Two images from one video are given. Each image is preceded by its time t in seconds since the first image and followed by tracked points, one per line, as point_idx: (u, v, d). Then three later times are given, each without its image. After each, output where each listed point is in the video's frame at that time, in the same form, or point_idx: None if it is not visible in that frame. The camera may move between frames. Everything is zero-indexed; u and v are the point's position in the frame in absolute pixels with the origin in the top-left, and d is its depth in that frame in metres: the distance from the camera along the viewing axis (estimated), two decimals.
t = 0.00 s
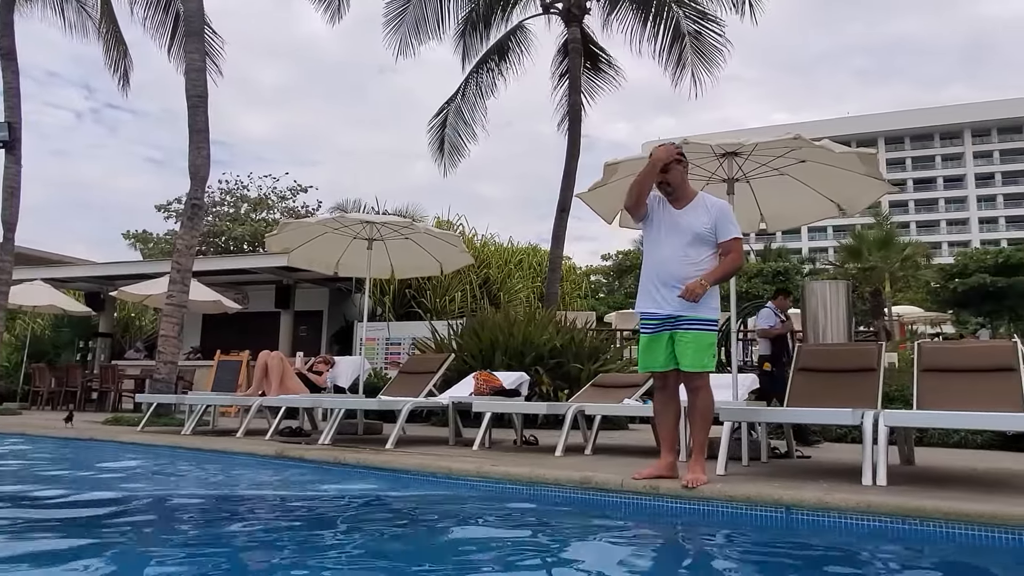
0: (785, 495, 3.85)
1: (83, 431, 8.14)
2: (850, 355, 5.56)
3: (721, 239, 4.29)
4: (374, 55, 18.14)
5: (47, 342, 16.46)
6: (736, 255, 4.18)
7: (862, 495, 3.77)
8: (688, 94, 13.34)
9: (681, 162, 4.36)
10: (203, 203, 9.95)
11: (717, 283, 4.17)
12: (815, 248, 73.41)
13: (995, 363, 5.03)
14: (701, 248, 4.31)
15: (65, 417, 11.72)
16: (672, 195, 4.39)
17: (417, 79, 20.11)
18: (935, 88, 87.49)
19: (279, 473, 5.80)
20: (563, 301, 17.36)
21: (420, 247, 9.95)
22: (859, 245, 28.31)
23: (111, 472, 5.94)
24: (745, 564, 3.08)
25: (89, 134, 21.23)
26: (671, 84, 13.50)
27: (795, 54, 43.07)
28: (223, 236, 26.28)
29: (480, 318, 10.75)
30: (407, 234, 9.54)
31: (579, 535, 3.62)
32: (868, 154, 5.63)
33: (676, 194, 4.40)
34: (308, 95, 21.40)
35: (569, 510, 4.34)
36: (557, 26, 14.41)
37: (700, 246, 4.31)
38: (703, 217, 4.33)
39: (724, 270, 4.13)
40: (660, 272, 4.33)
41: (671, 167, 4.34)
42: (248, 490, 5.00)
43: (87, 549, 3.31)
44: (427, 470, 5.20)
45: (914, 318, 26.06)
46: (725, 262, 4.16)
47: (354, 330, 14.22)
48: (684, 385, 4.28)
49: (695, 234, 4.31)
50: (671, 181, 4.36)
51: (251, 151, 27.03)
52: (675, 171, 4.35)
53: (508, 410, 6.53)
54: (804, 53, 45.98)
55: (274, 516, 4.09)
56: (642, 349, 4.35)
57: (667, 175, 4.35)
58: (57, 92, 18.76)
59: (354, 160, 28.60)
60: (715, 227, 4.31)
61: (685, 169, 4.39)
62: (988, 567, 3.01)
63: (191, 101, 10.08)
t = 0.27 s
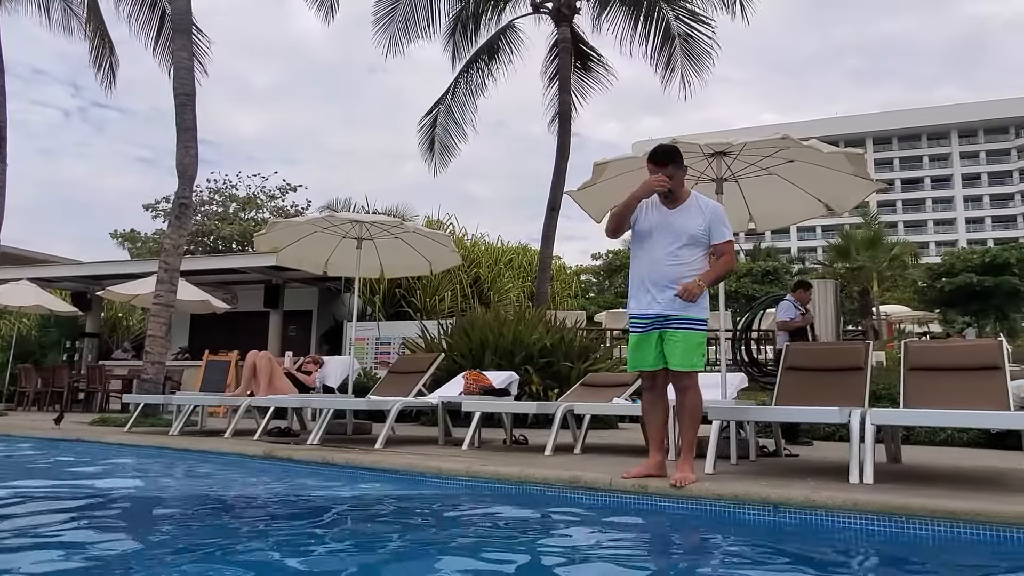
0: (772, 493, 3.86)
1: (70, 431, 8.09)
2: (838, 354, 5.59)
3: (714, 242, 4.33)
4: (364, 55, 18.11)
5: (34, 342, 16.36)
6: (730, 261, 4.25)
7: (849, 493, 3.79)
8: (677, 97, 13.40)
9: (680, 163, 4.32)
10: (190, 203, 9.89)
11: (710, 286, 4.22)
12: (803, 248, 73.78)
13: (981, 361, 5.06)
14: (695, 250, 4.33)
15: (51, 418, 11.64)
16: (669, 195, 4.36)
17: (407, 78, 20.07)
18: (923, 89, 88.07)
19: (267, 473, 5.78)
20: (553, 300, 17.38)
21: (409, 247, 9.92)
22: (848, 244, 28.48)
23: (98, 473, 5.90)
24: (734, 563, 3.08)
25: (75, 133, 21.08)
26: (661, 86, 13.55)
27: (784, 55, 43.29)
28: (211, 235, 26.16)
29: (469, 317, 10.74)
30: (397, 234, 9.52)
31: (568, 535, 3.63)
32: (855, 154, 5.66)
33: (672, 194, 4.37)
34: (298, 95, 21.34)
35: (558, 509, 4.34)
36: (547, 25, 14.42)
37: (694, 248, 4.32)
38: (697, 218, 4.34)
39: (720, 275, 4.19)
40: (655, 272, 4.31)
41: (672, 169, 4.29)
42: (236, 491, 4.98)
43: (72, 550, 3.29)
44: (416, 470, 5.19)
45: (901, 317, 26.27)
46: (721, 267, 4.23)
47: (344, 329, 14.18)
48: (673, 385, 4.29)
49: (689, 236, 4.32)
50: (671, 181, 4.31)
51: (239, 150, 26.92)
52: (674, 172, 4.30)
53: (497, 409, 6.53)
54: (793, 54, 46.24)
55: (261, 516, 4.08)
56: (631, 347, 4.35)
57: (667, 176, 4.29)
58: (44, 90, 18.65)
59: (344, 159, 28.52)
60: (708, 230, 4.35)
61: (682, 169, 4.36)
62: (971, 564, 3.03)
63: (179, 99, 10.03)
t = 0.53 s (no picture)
0: (758, 494, 3.88)
1: (54, 434, 8.02)
2: (823, 355, 5.62)
3: (701, 245, 4.32)
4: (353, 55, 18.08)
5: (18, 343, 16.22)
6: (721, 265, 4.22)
7: (834, 494, 3.81)
8: (663, 102, 13.51)
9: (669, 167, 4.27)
10: (177, 203, 9.83)
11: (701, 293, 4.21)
12: (792, 249, 74.15)
13: (965, 362, 5.11)
14: (682, 254, 4.33)
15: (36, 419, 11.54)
16: (657, 200, 4.32)
17: (396, 78, 20.04)
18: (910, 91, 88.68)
19: (253, 475, 5.76)
20: (542, 301, 17.39)
21: (398, 248, 9.91)
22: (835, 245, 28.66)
23: (82, 476, 5.85)
24: (719, 565, 3.09)
25: (62, 133, 20.92)
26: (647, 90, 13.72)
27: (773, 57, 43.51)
28: (199, 236, 26.02)
29: (458, 318, 10.73)
30: (385, 234, 9.50)
31: (553, 536, 3.63)
32: (840, 156, 5.71)
33: (661, 199, 4.34)
34: (287, 95, 21.27)
35: (545, 511, 4.34)
36: (536, 26, 14.41)
37: (681, 252, 4.32)
38: (685, 223, 4.33)
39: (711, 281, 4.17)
40: (643, 278, 4.32)
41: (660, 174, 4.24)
42: (221, 493, 4.95)
43: (55, 553, 3.26)
44: (403, 472, 5.17)
45: (888, 318, 26.44)
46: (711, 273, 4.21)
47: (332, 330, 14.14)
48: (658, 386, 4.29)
49: (676, 241, 4.32)
50: (660, 187, 4.27)
51: (227, 149, 26.81)
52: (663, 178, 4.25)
53: (485, 410, 6.52)
54: (781, 56, 46.48)
55: (247, 519, 4.06)
56: (611, 339, 4.35)
57: (655, 183, 4.25)
58: (31, 89, 18.51)
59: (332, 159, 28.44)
60: (695, 234, 4.34)
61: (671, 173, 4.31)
62: (954, 564, 3.06)
63: (166, 99, 9.96)
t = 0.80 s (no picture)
0: (745, 493, 3.89)
1: (39, 435, 7.95)
2: (811, 354, 5.65)
3: (678, 242, 4.32)
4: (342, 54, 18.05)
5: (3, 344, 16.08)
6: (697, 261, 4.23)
7: (821, 493, 3.83)
8: (651, 104, 13.59)
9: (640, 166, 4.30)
10: (164, 203, 9.76)
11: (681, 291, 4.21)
12: (781, 248, 74.50)
13: (951, 361, 5.15)
14: (659, 252, 4.33)
15: (21, 421, 11.44)
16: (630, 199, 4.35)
17: (386, 77, 20.03)
18: (898, 92, 89.22)
19: (240, 476, 5.72)
20: (532, 300, 17.41)
21: (386, 248, 9.88)
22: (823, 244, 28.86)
23: (66, 478, 5.80)
24: (706, 564, 3.10)
25: (48, 132, 20.78)
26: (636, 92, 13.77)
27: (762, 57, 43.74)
28: (187, 235, 25.90)
29: (447, 318, 10.71)
30: (374, 234, 9.47)
31: (541, 536, 3.62)
32: (827, 156, 5.74)
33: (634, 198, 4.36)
34: (276, 94, 21.20)
35: (533, 511, 4.34)
36: (525, 26, 14.39)
37: (658, 250, 4.32)
38: (661, 220, 4.33)
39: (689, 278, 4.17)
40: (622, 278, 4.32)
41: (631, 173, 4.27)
42: (208, 494, 4.93)
43: (39, 556, 3.24)
44: (391, 472, 5.16)
45: (876, 317, 26.63)
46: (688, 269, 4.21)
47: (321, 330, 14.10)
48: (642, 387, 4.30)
49: (653, 239, 4.32)
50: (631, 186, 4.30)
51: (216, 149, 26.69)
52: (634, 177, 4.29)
53: (473, 410, 6.52)
54: (770, 56, 46.74)
55: (234, 520, 4.03)
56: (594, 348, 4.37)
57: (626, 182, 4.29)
58: (17, 88, 18.40)
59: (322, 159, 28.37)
60: (671, 231, 4.34)
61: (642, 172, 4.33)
62: (939, 562, 3.08)
63: (152, 98, 9.90)
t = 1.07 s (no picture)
0: (733, 491, 3.90)
1: (25, 435, 7.89)
2: (799, 352, 5.67)
3: (651, 240, 4.35)
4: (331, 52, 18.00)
5: None
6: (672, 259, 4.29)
7: (808, 490, 3.84)
8: (641, 103, 13.44)
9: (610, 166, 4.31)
10: (151, 200, 9.69)
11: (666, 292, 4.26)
12: (770, 247, 74.79)
13: (937, 358, 5.17)
14: (633, 250, 4.33)
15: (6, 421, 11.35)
16: (602, 199, 4.36)
17: (376, 75, 19.98)
18: (886, 91, 89.75)
19: (228, 476, 5.70)
20: (522, 299, 17.41)
21: (376, 246, 9.86)
22: (813, 243, 29.00)
23: (52, 478, 5.75)
24: (693, 561, 3.11)
25: (35, 129, 20.62)
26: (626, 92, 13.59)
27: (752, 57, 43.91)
28: (176, 234, 25.76)
29: (437, 317, 10.69)
30: (363, 233, 9.44)
31: (530, 534, 3.62)
32: (816, 155, 5.76)
33: (605, 198, 4.36)
34: (265, 92, 21.11)
35: (521, 509, 4.33)
36: (515, 24, 14.37)
37: (633, 248, 4.33)
38: (633, 218, 4.35)
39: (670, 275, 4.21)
40: (599, 278, 4.31)
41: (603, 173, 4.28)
42: (194, 494, 4.89)
43: (22, 555, 3.20)
44: (379, 471, 5.14)
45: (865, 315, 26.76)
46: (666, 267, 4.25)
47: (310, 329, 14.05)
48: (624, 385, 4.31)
49: (627, 237, 4.33)
50: (603, 186, 4.31)
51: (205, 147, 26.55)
52: (606, 176, 4.29)
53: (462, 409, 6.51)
54: (759, 56, 46.91)
55: (221, 519, 4.01)
56: (572, 346, 4.36)
57: (599, 182, 4.29)
58: (5, 85, 18.27)
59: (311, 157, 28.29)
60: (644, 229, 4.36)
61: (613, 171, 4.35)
62: (924, 557, 3.09)
63: (139, 95, 9.83)
